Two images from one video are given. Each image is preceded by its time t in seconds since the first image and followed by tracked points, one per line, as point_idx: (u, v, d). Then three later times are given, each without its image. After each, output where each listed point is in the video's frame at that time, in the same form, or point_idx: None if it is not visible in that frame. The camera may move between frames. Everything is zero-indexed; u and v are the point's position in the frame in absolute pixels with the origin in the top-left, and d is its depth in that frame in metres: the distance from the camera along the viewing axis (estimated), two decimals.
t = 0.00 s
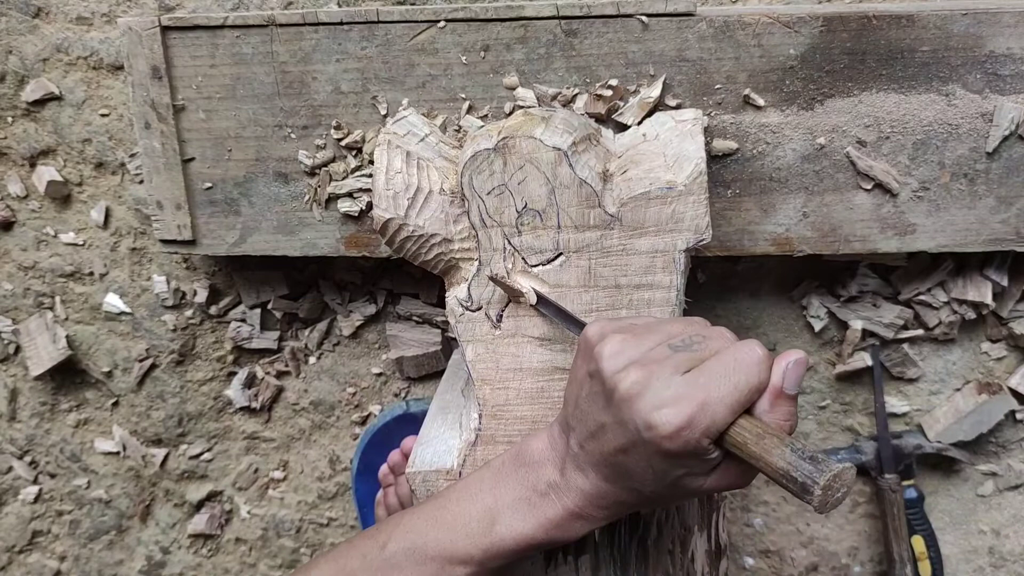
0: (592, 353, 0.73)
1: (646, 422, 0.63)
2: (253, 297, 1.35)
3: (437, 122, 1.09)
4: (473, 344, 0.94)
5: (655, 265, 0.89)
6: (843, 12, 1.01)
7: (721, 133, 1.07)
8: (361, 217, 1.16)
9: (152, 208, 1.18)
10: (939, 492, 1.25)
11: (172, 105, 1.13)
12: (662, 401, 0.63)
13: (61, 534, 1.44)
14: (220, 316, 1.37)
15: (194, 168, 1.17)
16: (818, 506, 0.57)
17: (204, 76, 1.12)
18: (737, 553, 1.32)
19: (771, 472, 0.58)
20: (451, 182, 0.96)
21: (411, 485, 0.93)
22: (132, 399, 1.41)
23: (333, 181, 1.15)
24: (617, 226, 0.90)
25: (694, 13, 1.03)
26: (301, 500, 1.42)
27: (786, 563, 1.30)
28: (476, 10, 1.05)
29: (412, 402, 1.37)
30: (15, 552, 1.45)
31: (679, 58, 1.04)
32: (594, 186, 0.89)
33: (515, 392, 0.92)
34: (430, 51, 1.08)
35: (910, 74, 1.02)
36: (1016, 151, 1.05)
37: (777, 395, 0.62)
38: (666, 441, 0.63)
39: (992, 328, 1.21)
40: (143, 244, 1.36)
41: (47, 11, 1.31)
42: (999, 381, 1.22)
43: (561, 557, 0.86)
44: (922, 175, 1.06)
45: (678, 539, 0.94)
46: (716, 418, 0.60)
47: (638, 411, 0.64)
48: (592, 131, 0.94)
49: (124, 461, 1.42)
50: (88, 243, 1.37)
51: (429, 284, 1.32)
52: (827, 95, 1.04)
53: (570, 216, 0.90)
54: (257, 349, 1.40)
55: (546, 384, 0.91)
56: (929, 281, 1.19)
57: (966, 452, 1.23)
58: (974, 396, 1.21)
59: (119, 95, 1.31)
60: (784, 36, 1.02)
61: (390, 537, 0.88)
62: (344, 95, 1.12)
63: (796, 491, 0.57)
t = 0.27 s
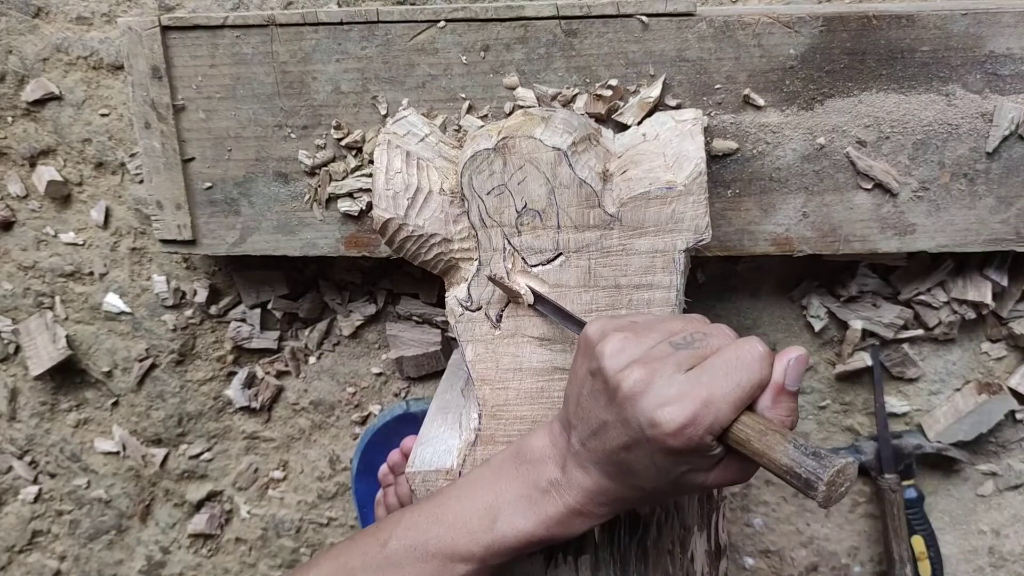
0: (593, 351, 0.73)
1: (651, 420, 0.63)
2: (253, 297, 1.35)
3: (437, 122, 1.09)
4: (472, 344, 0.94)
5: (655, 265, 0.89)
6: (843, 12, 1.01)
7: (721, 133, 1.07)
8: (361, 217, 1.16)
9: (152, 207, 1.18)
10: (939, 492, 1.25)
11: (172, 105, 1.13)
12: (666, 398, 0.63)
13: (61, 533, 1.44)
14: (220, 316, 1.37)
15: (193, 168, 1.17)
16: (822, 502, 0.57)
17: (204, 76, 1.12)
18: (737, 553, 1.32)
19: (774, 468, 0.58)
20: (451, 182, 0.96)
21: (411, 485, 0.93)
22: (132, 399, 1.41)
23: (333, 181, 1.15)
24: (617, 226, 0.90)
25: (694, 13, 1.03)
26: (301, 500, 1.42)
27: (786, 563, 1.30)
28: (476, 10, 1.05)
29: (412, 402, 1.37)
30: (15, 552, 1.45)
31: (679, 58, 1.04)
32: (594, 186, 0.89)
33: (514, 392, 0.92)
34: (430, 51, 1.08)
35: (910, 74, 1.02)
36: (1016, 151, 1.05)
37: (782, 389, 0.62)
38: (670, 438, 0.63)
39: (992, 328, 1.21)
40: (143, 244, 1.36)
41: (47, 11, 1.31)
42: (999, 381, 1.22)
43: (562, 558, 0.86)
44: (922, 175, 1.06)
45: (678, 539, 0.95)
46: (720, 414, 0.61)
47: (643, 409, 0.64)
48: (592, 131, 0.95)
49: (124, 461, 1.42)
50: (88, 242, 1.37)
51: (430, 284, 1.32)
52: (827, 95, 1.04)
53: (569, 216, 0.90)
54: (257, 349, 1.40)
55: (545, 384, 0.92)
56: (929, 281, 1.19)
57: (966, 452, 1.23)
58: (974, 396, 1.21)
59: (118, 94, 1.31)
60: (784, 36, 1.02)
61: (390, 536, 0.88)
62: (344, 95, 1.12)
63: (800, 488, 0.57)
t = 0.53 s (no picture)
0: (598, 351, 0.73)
1: (661, 418, 0.63)
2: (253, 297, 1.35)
3: (437, 121, 1.09)
4: (472, 344, 0.94)
5: (655, 265, 0.89)
6: (843, 12, 1.01)
7: (721, 133, 1.07)
8: (361, 217, 1.16)
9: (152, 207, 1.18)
10: (939, 492, 1.25)
11: (172, 105, 1.13)
12: (676, 396, 0.63)
13: (61, 533, 1.44)
14: (220, 316, 1.37)
15: (193, 168, 1.17)
16: (835, 494, 0.58)
17: (204, 76, 1.12)
18: (737, 553, 1.32)
19: (786, 462, 0.59)
20: (451, 182, 0.96)
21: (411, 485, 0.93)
22: (132, 399, 1.41)
23: (333, 181, 1.15)
24: (617, 226, 0.90)
25: (694, 14, 1.03)
26: (301, 500, 1.42)
27: (786, 563, 1.30)
28: (476, 10, 1.05)
29: (412, 402, 1.37)
30: (15, 551, 1.45)
31: (679, 58, 1.04)
32: (594, 186, 0.89)
33: (514, 392, 0.92)
34: (430, 51, 1.08)
35: (910, 74, 1.02)
36: (1016, 151, 1.05)
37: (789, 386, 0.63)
38: (680, 436, 0.63)
39: (992, 328, 1.21)
40: (143, 244, 1.36)
41: (47, 11, 1.31)
42: (999, 381, 1.22)
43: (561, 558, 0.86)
44: (922, 175, 1.06)
45: (678, 539, 0.95)
46: (730, 411, 0.61)
47: (653, 408, 0.64)
48: (592, 131, 0.95)
49: (124, 461, 1.42)
50: (88, 242, 1.37)
51: (430, 284, 1.32)
52: (827, 95, 1.04)
53: (569, 216, 0.90)
54: (257, 349, 1.40)
55: (545, 384, 0.92)
56: (929, 281, 1.19)
57: (966, 452, 1.23)
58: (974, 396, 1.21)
59: (118, 94, 1.31)
60: (784, 37, 1.02)
61: (393, 535, 0.88)
62: (344, 95, 1.12)
63: (812, 481, 0.58)
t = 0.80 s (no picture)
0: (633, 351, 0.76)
1: (720, 406, 0.70)
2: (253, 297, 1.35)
3: (437, 121, 1.09)
4: (472, 344, 0.94)
5: (655, 265, 0.89)
6: (843, 12, 1.01)
7: (721, 133, 1.07)
8: (361, 217, 1.16)
9: (152, 207, 1.18)
10: (939, 492, 1.25)
11: (171, 105, 1.13)
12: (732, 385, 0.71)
13: (61, 533, 1.44)
14: (220, 316, 1.37)
15: (193, 168, 1.17)
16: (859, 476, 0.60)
17: (203, 76, 1.12)
18: (737, 553, 1.32)
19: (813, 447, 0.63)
20: (451, 182, 0.96)
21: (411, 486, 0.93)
22: (132, 399, 1.41)
23: (333, 181, 1.15)
24: (617, 226, 0.90)
25: (694, 14, 1.03)
26: (301, 500, 1.42)
27: (786, 563, 1.30)
28: (476, 10, 1.05)
29: (412, 402, 1.37)
30: (15, 551, 1.45)
31: (679, 58, 1.04)
32: (594, 186, 0.89)
33: (514, 392, 0.92)
34: (430, 51, 1.08)
35: (910, 74, 1.02)
36: (1016, 151, 1.05)
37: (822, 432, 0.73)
38: (737, 419, 0.70)
39: (992, 329, 1.21)
40: (143, 244, 1.36)
41: (47, 11, 1.31)
42: (999, 381, 1.22)
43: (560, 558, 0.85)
44: (922, 175, 1.06)
45: (677, 539, 0.94)
46: (772, 393, 0.70)
47: (713, 398, 0.71)
48: (592, 132, 0.95)
49: (124, 461, 1.42)
50: (88, 242, 1.37)
51: (430, 284, 1.32)
52: (827, 95, 1.04)
53: (569, 216, 0.90)
54: (257, 349, 1.40)
55: (545, 384, 0.91)
56: (929, 281, 1.19)
57: (966, 452, 1.23)
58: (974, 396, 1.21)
59: (118, 94, 1.31)
60: (784, 37, 1.02)
61: (401, 543, 0.88)
62: (344, 95, 1.12)
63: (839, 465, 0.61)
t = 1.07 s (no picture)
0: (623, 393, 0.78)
1: (714, 453, 0.74)
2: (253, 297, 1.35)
3: (437, 122, 1.09)
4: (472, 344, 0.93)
5: (655, 265, 0.89)
6: (843, 12, 1.01)
7: (721, 133, 1.07)
8: (361, 217, 1.16)
9: (152, 208, 1.18)
10: (939, 492, 1.25)
11: (171, 105, 1.13)
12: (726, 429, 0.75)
13: (61, 534, 1.44)
14: (220, 316, 1.37)
15: (193, 168, 1.17)
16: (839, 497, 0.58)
17: (203, 76, 1.12)
18: (737, 553, 1.32)
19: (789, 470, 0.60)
20: (451, 182, 0.96)
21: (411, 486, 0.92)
22: (132, 399, 1.41)
23: (333, 181, 1.15)
24: (617, 226, 0.90)
25: (694, 14, 1.03)
26: (301, 500, 1.42)
27: (786, 563, 1.30)
28: (476, 10, 1.05)
29: (412, 402, 1.37)
30: (15, 552, 1.45)
31: (679, 58, 1.04)
32: (594, 186, 0.89)
33: (514, 392, 0.92)
34: (430, 51, 1.08)
35: (910, 74, 1.02)
36: (1016, 151, 1.05)
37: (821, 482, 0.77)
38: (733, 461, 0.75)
39: (992, 329, 1.21)
40: (143, 244, 1.36)
41: (47, 11, 1.31)
42: (999, 381, 1.22)
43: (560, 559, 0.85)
44: (922, 175, 1.06)
45: (678, 540, 0.94)
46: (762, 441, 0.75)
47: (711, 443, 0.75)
48: (592, 132, 0.95)
49: (124, 461, 1.42)
50: (88, 242, 1.37)
51: (430, 284, 1.32)
52: (827, 95, 1.04)
53: (569, 216, 0.90)
54: (257, 349, 1.40)
55: (545, 384, 0.91)
56: (930, 281, 1.19)
57: (966, 452, 1.23)
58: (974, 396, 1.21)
59: (118, 94, 1.31)
60: (784, 36, 1.02)
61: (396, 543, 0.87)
62: (344, 95, 1.12)
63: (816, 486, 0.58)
